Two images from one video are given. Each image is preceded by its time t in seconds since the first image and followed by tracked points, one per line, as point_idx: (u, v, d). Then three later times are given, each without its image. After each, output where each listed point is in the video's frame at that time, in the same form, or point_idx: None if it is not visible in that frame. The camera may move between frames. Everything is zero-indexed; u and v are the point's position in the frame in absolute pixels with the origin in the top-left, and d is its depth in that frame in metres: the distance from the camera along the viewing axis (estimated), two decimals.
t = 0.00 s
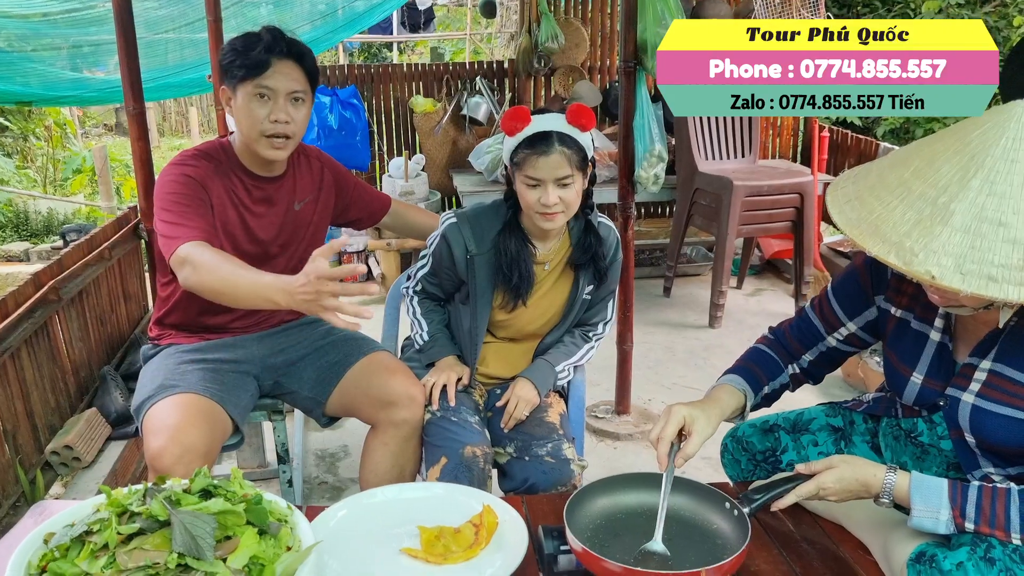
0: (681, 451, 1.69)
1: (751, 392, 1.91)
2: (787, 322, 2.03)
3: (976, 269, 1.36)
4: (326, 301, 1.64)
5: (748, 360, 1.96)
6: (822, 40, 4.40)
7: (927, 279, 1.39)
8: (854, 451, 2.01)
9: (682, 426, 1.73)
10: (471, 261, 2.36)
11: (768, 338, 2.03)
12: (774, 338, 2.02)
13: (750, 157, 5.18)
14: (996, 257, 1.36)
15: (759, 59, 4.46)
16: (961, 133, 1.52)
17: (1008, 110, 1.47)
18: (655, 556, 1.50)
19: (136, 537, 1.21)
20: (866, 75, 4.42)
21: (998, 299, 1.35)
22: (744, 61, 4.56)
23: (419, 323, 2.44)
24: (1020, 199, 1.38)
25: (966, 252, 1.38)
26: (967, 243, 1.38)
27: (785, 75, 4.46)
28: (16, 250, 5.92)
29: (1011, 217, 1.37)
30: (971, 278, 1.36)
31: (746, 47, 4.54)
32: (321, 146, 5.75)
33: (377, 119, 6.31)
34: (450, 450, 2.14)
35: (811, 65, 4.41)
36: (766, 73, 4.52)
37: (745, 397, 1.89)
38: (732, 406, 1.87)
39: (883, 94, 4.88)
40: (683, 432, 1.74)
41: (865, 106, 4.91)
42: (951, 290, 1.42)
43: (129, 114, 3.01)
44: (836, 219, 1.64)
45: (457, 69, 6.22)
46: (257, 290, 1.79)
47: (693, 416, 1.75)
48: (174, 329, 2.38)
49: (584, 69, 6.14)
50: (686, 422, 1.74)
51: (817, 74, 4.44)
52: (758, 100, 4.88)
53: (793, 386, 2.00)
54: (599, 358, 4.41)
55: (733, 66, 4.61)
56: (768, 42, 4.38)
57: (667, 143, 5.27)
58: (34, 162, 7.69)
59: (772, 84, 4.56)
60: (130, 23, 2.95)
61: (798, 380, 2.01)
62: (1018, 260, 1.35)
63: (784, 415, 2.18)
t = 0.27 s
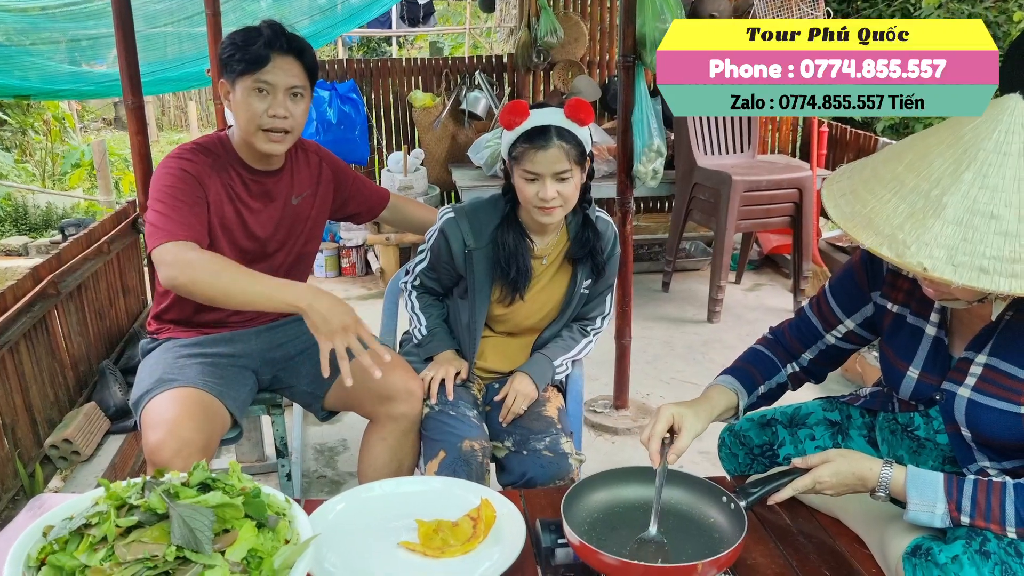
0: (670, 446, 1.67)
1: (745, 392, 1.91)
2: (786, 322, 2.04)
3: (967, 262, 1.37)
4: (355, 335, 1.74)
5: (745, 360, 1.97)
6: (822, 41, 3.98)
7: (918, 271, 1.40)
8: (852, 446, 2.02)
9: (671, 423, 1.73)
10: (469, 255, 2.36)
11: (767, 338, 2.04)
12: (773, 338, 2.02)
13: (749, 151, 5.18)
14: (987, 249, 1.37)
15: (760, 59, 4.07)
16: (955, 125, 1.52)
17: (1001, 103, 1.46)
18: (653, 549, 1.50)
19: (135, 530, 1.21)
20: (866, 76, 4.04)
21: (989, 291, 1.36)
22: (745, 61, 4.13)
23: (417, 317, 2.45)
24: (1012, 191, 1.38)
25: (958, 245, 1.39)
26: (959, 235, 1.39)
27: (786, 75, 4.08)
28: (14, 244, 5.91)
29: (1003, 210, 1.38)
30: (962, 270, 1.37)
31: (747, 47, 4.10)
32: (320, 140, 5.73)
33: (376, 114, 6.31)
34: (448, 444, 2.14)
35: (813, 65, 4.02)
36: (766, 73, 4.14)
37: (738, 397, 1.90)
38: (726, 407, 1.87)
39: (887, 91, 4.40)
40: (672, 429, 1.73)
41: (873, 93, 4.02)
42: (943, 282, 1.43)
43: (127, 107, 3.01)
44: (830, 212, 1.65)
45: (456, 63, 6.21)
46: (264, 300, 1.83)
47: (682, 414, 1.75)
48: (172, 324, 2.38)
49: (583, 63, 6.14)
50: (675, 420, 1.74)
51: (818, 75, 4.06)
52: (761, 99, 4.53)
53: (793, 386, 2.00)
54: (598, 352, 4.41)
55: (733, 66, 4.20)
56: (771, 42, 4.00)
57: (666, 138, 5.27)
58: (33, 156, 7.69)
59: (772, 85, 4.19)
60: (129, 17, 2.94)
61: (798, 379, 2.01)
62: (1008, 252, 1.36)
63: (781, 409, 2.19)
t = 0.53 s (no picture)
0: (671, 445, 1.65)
1: (745, 389, 1.93)
2: (788, 320, 2.05)
3: (960, 255, 1.38)
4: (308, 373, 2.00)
5: (746, 359, 1.99)
6: (823, 40, 3.72)
7: (911, 265, 1.40)
8: (852, 440, 2.03)
9: (670, 422, 1.73)
10: (470, 251, 2.36)
11: (769, 337, 2.05)
12: (775, 336, 2.04)
13: (749, 148, 5.18)
14: (980, 242, 1.37)
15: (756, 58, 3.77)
16: (952, 119, 1.52)
17: (996, 98, 1.46)
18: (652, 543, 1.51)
19: (138, 522, 1.22)
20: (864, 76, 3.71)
21: (982, 284, 1.36)
22: (745, 61, 3.85)
23: (418, 313, 2.45)
24: (1005, 185, 1.39)
25: (951, 238, 1.39)
26: (952, 229, 1.40)
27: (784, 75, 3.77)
28: (15, 240, 5.92)
29: (996, 204, 1.38)
30: (954, 263, 1.37)
31: (747, 46, 3.83)
32: (321, 137, 5.73)
33: (376, 110, 6.31)
34: (449, 438, 2.15)
35: (811, 65, 3.73)
36: (764, 73, 3.83)
37: (737, 394, 1.92)
38: (726, 405, 1.89)
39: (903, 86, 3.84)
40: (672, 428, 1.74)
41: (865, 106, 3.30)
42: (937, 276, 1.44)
43: (129, 103, 3.01)
44: (827, 207, 1.66)
45: (457, 60, 6.21)
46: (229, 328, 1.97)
47: (680, 411, 1.76)
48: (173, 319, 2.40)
49: (584, 60, 6.14)
50: (674, 418, 1.74)
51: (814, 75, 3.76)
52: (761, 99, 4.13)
53: (795, 383, 2.02)
54: (598, 348, 4.42)
55: (732, 65, 3.93)
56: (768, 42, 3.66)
57: (667, 134, 5.27)
58: (33, 152, 7.70)
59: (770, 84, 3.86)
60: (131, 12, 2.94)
61: (801, 377, 2.02)
62: (1001, 246, 1.36)
63: (781, 404, 2.19)
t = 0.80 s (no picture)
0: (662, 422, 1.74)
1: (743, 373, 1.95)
2: (789, 318, 2.05)
3: (955, 256, 1.38)
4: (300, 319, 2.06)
5: (748, 347, 2.00)
6: (822, 40, 3.72)
7: (907, 265, 1.41)
8: (851, 438, 2.03)
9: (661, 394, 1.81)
10: (470, 249, 2.37)
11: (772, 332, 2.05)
12: (777, 331, 2.04)
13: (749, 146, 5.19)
14: (976, 243, 1.38)
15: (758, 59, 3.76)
16: (949, 119, 1.53)
17: (994, 98, 1.47)
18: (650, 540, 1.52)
19: (140, 519, 1.22)
20: (865, 75, 3.75)
21: (977, 285, 1.37)
22: (745, 61, 3.85)
23: (419, 311, 2.46)
24: (1001, 186, 1.39)
25: (947, 239, 1.40)
26: (948, 229, 1.40)
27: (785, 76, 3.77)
28: (16, 237, 5.92)
29: (992, 204, 1.39)
30: (950, 264, 1.38)
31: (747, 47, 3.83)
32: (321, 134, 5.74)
33: (377, 107, 6.31)
34: (450, 436, 2.15)
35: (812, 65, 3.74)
36: (765, 73, 3.82)
37: (735, 377, 1.95)
38: (722, 385, 1.93)
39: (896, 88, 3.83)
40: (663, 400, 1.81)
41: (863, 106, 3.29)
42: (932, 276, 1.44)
43: (130, 100, 3.01)
44: (824, 207, 1.66)
45: (457, 57, 6.21)
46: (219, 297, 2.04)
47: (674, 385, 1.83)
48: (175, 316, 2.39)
49: (584, 57, 6.14)
50: (667, 392, 1.81)
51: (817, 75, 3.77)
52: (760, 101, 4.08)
53: (795, 378, 2.01)
54: (599, 346, 4.43)
55: (733, 65, 3.92)
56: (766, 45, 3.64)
57: (668, 132, 5.27)
58: (33, 149, 7.70)
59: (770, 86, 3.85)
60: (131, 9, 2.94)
61: (802, 372, 2.02)
62: (997, 247, 1.37)
63: (781, 402, 2.20)
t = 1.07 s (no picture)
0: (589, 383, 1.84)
1: (707, 357, 1.97)
2: (780, 307, 2.05)
3: (946, 261, 1.38)
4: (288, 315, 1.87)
5: (722, 333, 2.01)
6: (823, 41, 3.74)
7: (897, 269, 1.41)
8: (854, 438, 2.03)
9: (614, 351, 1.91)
10: (474, 249, 2.37)
11: (759, 320, 2.06)
12: (765, 319, 2.04)
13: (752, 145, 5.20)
14: (967, 249, 1.38)
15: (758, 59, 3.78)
16: (947, 125, 1.53)
17: (992, 105, 1.47)
18: (655, 541, 1.52)
19: (147, 519, 1.23)
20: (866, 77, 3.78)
21: (966, 292, 1.37)
22: (745, 61, 3.88)
23: (422, 311, 2.46)
24: (995, 193, 1.39)
25: (938, 244, 1.40)
26: (940, 235, 1.40)
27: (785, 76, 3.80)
28: (19, 236, 5.93)
29: (984, 211, 1.39)
30: (940, 269, 1.38)
31: (747, 46, 3.85)
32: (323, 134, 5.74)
33: (379, 107, 6.31)
34: (453, 435, 2.16)
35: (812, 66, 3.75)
36: (765, 73, 3.86)
37: (698, 360, 1.97)
38: (682, 367, 1.96)
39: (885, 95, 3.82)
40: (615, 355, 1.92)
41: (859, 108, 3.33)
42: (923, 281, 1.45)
43: (133, 100, 3.02)
44: (821, 207, 1.66)
45: (459, 57, 6.22)
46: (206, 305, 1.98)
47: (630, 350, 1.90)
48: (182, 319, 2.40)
49: (586, 57, 6.15)
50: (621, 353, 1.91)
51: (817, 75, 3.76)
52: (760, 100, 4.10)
53: (771, 368, 2.01)
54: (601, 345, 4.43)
55: (732, 66, 3.96)
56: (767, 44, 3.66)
57: (670, 132, 5.27)
58: (36, 149, 7.71)
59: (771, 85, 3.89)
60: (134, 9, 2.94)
61: (779, 364, 2.02)
62: (988, 253, 1.37)
63: (784, 401, 2.20)
